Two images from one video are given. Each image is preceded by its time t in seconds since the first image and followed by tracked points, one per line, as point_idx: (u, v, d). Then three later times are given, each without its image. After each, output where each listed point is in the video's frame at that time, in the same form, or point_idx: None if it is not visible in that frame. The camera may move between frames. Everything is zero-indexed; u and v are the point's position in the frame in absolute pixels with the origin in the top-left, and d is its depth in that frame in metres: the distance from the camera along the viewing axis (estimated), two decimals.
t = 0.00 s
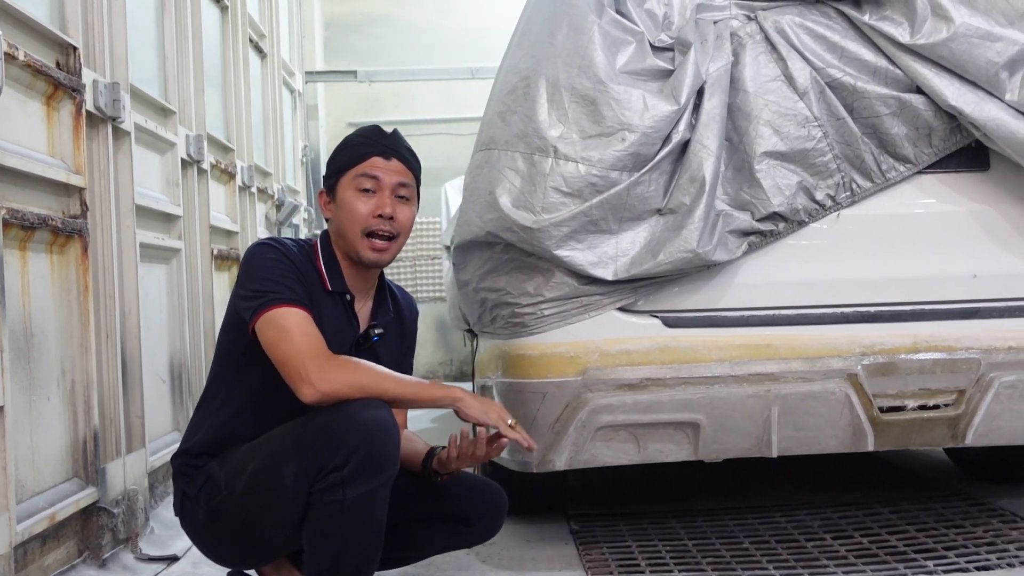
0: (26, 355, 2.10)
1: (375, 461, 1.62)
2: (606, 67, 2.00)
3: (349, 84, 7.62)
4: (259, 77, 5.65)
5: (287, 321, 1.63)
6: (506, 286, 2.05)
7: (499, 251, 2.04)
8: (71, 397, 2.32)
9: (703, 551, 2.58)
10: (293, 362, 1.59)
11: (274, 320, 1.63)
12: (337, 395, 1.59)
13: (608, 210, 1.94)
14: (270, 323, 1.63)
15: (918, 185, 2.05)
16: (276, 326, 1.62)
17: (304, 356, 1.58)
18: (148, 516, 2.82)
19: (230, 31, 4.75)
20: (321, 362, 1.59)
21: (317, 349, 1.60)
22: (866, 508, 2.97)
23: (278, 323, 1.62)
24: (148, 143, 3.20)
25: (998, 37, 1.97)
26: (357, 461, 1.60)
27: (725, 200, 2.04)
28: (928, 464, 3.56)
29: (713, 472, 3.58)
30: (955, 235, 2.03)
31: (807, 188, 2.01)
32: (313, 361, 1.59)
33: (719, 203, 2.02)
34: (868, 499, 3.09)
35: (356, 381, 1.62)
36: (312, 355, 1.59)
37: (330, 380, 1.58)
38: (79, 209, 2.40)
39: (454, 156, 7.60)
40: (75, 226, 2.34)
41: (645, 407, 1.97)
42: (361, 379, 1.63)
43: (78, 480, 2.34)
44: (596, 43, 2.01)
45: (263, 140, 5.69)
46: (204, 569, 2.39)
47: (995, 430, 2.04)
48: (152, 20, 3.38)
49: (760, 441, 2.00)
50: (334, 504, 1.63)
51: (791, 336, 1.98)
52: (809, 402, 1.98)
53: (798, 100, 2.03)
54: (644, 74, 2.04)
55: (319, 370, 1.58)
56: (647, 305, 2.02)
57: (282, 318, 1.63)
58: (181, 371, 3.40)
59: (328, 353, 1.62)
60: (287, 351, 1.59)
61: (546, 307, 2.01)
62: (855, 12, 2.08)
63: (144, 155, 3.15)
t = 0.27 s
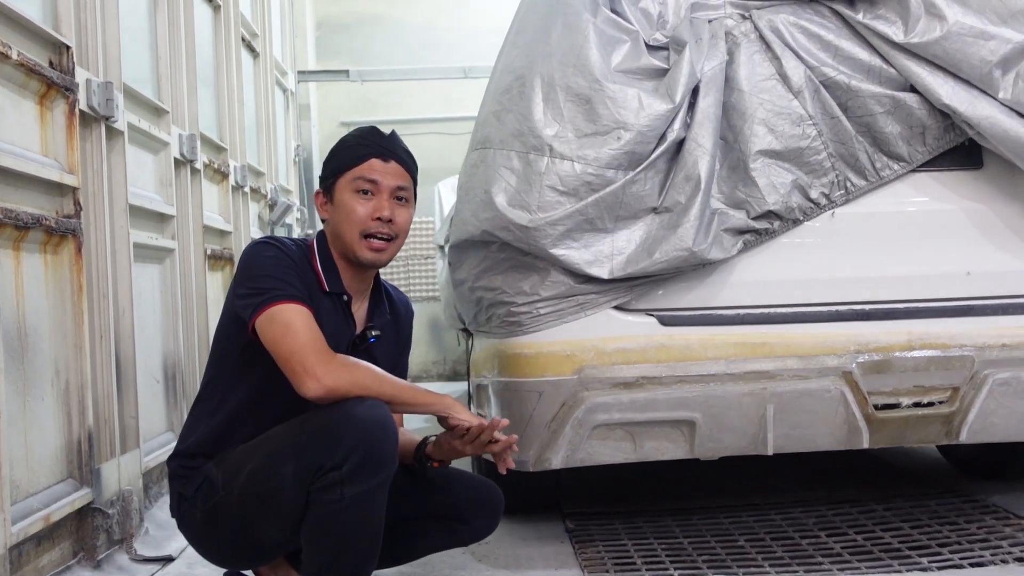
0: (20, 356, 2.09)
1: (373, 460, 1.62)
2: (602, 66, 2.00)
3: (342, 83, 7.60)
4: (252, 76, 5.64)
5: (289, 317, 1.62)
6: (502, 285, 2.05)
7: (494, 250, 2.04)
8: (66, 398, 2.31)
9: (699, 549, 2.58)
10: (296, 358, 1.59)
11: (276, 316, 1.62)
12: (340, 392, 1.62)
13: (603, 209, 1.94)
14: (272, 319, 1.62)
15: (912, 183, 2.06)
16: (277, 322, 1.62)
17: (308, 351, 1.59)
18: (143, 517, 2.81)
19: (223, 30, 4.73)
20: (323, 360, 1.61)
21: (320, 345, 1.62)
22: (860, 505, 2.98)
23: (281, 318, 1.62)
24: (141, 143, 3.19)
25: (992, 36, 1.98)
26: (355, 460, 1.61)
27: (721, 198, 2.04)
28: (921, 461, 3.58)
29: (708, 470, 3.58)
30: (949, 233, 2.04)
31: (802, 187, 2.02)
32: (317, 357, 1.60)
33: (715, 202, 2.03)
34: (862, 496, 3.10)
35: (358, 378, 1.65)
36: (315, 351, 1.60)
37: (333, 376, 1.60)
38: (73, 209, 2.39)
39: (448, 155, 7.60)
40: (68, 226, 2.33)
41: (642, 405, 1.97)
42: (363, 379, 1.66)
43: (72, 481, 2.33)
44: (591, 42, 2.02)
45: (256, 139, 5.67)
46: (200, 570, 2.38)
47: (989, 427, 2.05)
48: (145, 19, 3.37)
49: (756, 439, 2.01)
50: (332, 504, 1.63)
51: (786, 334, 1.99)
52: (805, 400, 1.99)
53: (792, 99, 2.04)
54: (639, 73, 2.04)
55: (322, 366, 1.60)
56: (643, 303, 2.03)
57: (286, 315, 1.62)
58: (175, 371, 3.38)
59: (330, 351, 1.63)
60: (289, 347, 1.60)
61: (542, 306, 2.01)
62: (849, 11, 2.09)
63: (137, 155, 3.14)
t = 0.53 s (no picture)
0: (18, 357, 2.08)
1: (375, 459, 1.65)
2: (601, 65, 2.00)
3: (336, 83, 7.58)
4: (247, 76, 5.62)
5: (290, 318, 1.62)
6: (502, 284, 2.05)
7: (494, 249, 2.03)
8: (63, 399, 2.30)
9: (698, 548, 2.59)
10: (298, 359, 1.59)
11: (276, 318, 1.62)
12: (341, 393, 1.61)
13: (603, 208, 1.94)
14: (273, 320, 1.62)
15: (910, 181, 2.07)
16: (277, 324, 1.61)
17: (310, 353, 1.59)
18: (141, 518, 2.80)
19: (217, 30, 4.72)
20: (325, 358, 1.60)
21: (322, 346, 1.61)
22: (858, 503, 2.99)
23: (281, 319, 1.62)
24: (137, 143, 3.17)
25: (989, 35, 1.98)
26: (357, 460, 1.64)
27: (720, 197, 2.05)
28: (918, 459, 3.60)
29: (705, 469, 3.59)
30: (947, 231, 2.05)
31: (802, 185, 2.02)
32: (319, 358, 1.59)
33: (714, 200, 2.03)
34: (860, 494, 3.11)
35: (358, 376, 1.65)
36: (318, 352, 1.59)
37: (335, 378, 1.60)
38: (70, 209, 2.39)
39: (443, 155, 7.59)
40: (66, 227, 2.32)
41: (642, 404, 1.98)
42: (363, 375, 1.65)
43: (71, 483, 2.32)
44: (591, 41, 2.02)
45: (251, 139, 5.66)
46: (199, 571, 2.38)
47: (988, 424, 2.05)
48: (140, 19, 3.35)
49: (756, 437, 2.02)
50: (334, 503, 1.66)
51: (786, 332, 1.99)
52: (804, 398, 1.99)
53: (791, 97, 2.04)
54: (639, 71, 2.04)
55: (324, 367, 1.59)
56: (642, 302, 2.03)
57: (287, 316, 1.62)
58: (172, 372, 3.37)
59: (332, 350, 1.63)
60: (291, 348, 1.59)
61: (543, 305, 2.01)
62: (847, 10, 2.09)
63: (133, 155, 3.12)
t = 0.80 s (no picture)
0: (15, 360, 2.07)
1: (383, 462, 1.66)
2: (601, 66, 2.00)
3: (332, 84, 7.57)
4: (242, 77, 5.61)
5: (287, 330, 1.62)
6: (501, 285, 2.04)
7: (494, 251, 2.03)
8: (61, 402, 2.30)
9: (697, 548, 2.59)
10: (299, 373, 1.59)
11: (272, 330, 1.61)
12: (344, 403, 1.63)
13: (603, 209, 1.94)
14: (270, 332, 1.62)
15: (909, 182, 2.08)
16: (274, 336, 1.61)
17: (310, 367, 1.59)
18: (138, 521, 2.79)
19: (213, 31, 4.71)
20: (325, 368, 1.61)
21: (321, 357, 1.61)
22: (855, 502, 3.00)
23: (278, 331, 1.61)
24: (133, 145, 3.16)
25: (987, 35, 1.99)
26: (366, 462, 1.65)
27: (719, 198, 2.05)
28: (915, 458, 3.61)
29: (703, 469, 3.59)
30: (945, 231, 2.05)
31: (800, 186, 2.03)
32: (320, 372, 1.60)
33: (713, 201, 2.03)
34: (857, 493, 3.12)
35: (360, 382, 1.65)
36: (317, 365, 1.60)
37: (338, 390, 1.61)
38: (67, 212, 2.38)
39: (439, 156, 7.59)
40: (63, 229, 2.31)
41: (642, 405, 1.98)
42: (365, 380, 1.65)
43: (69, 486, 2.31)
44: (590, 42, 2.02)
45: (247, 141, 5.64)
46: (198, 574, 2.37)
47: (986, 423, 2.06)
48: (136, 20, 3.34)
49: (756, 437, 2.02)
50: (341, 506, 1.66)
51: (785, 333, 1.99)
52: (804, 398, 1.99)
53: (790, 98, 2.05)
54: (638, 73, 2.04)
55: (326, 379, 1.60)
56: (642, 303, 2.03)
57: (284, 326, 1.62)
58: (169, 375, 3.36)
59: (331, 359, 1.63)
60: (290, 360, 1.59)
61: (542, 306, 2.01)
62: (845, 11, 2.10)
63: (129, 157, 3.11)
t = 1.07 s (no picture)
0: (18, 360, 2.07)
1: (405, 464, 1.71)
2: (603, 66, 2.01)
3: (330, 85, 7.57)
4: (240, 78, 5.61)
5: (295, 339, 1.63)
6: (504, 285, 2.05)
7: (496, 250, 2.03)
8: (63, 403, 2.29)
9: (698, 547, 2.60)
10: (314, 383, 1.60)
11: (280, 341, 1.63)
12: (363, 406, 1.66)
13: (606, 209, 1.95)
14: (279, 343, 1.63)
15: (909, 182, 2.09)
16: (283, 347, 1.62)
17: (326, 375, 1.61)
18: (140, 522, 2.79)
19: (212, 32, 4.71)
20: (341, 376, 1.62)
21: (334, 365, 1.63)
22: (855, 501, 3.01)
23: (286, 342, 1.63)
24: (133, 145, 3.16)
25: (987, 36, 2.00)
26: (389, 464, 1.69)
27: (721, 198, 2.05)
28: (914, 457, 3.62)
29: (704, 468, 3.60)
30: (946, 230, 2.06)
31: (802, 186, 2.03)
32: (336, 379, 1.62)
33: (715, 201, 2.04)
34: (857, 492, 3.13)
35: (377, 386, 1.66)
36: (333, 373, 1.62)
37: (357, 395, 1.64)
38: (68, 212, 2.38)
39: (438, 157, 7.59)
40: (65, 230, 2.31)
41: (645, 404, 1.98)
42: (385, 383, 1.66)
43: (71, 487, 2.31)
44: (592, 42, 2.02)
45: (245, 141, 5.64)
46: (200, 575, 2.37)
47: (986, 422, 2.07)
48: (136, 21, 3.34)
49: (758, 435, 2.03)
50: (361, 505, 1.70)
51: (787, 332, 2.00)
52: (806, 397, 2.00)
53: (792, 98, 2.06)
54: (640, 73, 2.04)
55: (342, 387, 1.62)
56: (644, 303, 2.03)
57: (292, 337, 1.63)
58: (169, 376, 3.36)
59: (346, 366, 1.65)
60: (303, 371, 1.60)
61: (545, 306, 2.01)
62: (846, 11, 2.11)
63: (129, 157, 3.11)
